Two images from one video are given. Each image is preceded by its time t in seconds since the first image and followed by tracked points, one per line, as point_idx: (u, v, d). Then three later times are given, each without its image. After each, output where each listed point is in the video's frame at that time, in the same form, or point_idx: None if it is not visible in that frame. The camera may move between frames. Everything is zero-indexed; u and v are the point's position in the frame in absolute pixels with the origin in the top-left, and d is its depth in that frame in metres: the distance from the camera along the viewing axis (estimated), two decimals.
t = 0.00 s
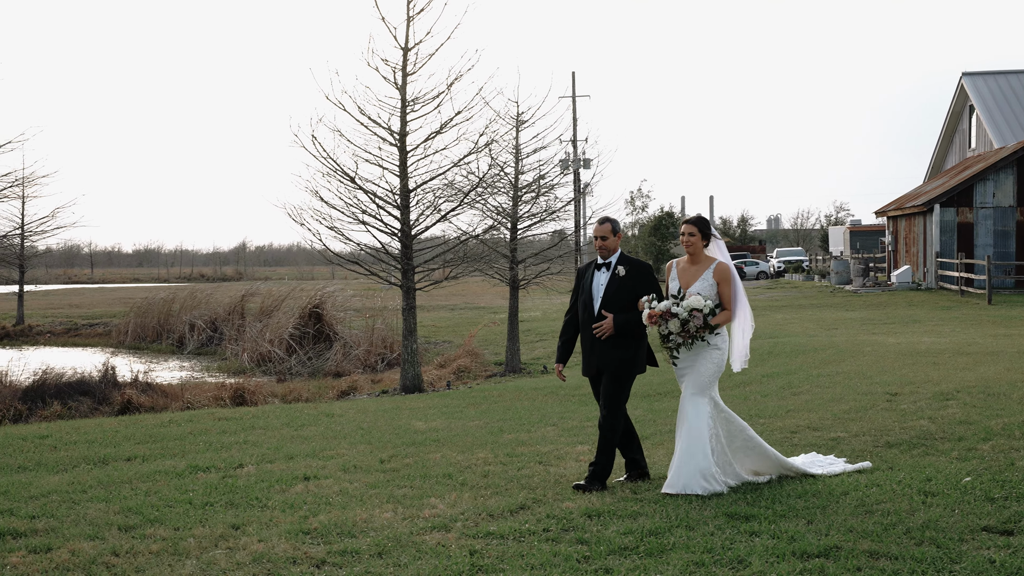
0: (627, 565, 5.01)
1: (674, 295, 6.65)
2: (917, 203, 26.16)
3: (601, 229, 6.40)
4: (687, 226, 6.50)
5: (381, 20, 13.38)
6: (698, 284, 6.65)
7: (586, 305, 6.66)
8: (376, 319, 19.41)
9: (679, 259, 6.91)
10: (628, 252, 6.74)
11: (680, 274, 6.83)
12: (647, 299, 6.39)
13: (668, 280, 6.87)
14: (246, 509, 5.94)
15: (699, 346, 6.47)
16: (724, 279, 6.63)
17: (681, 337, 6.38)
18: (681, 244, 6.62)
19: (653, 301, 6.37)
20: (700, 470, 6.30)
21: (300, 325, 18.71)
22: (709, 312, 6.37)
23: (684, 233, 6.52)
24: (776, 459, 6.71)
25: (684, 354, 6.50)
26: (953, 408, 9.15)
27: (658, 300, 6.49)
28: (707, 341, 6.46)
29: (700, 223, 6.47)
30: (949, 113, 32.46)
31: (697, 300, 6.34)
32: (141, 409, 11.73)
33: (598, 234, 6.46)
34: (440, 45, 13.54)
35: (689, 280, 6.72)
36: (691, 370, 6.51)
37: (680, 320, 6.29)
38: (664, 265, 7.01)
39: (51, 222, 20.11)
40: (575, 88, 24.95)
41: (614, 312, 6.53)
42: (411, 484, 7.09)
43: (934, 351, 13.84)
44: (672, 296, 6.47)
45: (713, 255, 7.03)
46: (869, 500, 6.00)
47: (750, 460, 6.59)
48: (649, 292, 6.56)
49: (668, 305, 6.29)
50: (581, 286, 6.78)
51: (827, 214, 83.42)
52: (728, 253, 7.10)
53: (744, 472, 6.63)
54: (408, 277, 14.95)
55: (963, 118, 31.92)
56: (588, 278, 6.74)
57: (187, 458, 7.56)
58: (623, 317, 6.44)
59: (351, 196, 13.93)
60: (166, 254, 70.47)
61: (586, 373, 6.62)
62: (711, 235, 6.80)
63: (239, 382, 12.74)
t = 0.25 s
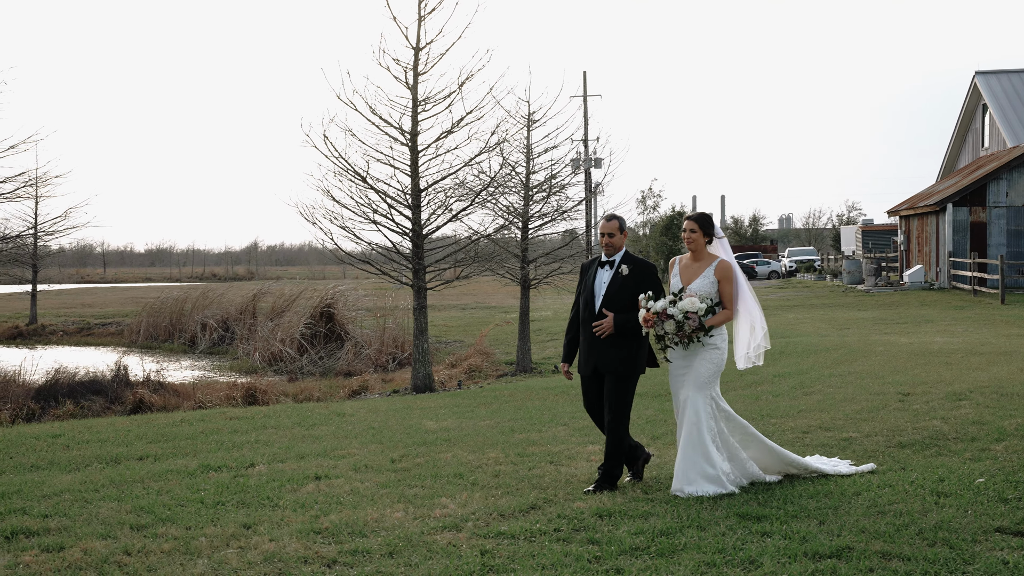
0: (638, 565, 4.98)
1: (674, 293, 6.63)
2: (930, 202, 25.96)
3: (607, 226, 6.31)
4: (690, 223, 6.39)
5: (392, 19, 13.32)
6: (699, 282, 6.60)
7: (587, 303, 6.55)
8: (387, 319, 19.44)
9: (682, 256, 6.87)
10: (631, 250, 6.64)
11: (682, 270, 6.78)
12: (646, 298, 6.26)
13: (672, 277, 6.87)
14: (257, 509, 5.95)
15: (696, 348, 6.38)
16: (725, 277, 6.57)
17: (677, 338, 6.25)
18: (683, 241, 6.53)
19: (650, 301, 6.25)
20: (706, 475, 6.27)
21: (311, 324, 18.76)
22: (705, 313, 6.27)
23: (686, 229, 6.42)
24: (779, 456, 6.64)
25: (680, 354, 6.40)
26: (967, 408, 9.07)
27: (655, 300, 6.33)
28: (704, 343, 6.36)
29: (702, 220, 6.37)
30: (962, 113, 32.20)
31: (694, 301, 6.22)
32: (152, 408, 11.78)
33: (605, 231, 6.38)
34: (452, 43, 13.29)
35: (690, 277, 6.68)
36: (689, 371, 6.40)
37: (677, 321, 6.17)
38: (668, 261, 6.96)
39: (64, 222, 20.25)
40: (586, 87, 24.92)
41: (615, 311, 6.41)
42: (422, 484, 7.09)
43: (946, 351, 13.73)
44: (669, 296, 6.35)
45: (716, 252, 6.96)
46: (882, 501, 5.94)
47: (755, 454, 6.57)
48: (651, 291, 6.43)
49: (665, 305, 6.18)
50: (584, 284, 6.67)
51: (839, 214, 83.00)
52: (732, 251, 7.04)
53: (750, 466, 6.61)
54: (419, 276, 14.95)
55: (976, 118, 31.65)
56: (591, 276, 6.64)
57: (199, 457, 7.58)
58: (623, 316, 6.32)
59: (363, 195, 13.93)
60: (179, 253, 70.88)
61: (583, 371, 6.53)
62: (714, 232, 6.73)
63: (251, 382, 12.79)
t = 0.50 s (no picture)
0: (647, 566, 4.95)
1: (674, 289, 6.54)
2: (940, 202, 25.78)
3: (614, 221, 6.25)
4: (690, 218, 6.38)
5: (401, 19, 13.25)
6: (699, 278, 6.51)
7: (588, 300, 6.45)
8: (397, 318, 19.45)
9: (683, 252, 6.81)
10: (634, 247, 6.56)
11: (683, 267, 6.70)
12: (646, 295, 6.13)
13: (673, 273, 6.79)
14: (267, 508, 5.95)
15: (696, 346, 6.35)
16: (725, 273, 6.49)
17: (676, 336, 6.20)
18: (684, 236, 6.50)
19: (651, 298, 6.12)
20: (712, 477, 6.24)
21: (320, 324, 18.79)
22: (705, 311, 6.22)
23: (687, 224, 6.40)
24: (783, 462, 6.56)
25: (680, 352, 6.37)
26: (978, 409, 8.98)
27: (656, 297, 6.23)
28: (704, 340, 6.32)
29: (702, 216, 6.35)
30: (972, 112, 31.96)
31: (695, 300, 6.15)
32: (162, 408, 11.82)
33: (610, 226, 6.32)
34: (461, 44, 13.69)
35: (691, 273, 6.60)
36: (690, 370, 6.35)
37: (677, 319, 6.10)
38: (670, 258, 6.91)
39: (75, 223, 20.35)
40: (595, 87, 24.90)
41: (615, 309, 6.30)
42: (431, 484, 7.08)
43: (957, 351, 13.62)
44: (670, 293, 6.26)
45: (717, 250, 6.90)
46: (893, 501, 5.89)
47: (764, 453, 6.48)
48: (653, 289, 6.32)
49: (665, 302, 6.07)
50: (586, 281, 6.59)
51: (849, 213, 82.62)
52: (733, 248, 6.97)
53: (759, 464, 6.55)
54: (428, 276, 14.93)
55: (987, 117, 31.41)
56: (593, 273, 6.55)
57: (209, 457, 7.60)
58: (624, 315, 6.22)
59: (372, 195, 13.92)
60: (188, 253, 71.21)
61: (581, 365, 6.43)
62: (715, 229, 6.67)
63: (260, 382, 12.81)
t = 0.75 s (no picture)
0: (661, 568, 4.90)
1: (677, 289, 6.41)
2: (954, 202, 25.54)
3: (620, 220, 6.27)
4: (691, 217, 6.28)
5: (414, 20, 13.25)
6: (702, 279, 6.39)
7: (591, 302, 6.45)
8: (409, 319, 19.47)
9: (685, 252, 6.70)
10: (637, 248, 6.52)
11: (686, 267, 6.58)
12: (649, 295, 6.06)
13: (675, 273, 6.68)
14: (280, 509, 5.96)
15: (701, 348, 6.22)
16: (728, 273, 6.37)
17: (680, 337, 6.11)
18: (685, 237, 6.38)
19: (654, 298, 6.04)
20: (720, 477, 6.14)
21: (333, 325, 18.84)
22: (709, 312, 6.10)
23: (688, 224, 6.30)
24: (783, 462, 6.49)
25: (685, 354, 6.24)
26: (994, 410, 8.87)
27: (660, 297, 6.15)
28: (709, 341, 6.21)
29: (703, 215, 6.25)
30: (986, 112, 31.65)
31: (699, 300, 6.04)
32: (176, 408, 11.88)
33: (617, 225, 6.34)
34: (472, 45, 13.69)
35: (694, 273, 6.48)
36: (697, 372, 6.23)
37: (680, 320, 6.00)
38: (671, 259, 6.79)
39: (90, 224, 20.51)
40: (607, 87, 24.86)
41: (619, 310, 6.29)
42: (444, 484, 7.07)
43: (972, 352, 13.47)
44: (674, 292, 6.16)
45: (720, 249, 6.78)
46: (907, 503, 5.81)
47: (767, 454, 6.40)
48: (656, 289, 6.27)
49: (669, 302, 5.97)
50: (588, 282, 6.59)
51: (862, 213, 82.10)
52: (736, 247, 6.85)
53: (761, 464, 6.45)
54: (440, 277, 14.93)
55: (1002, 116, 31.10)
56: (596, 274, 6.54)
57: (222, 458, 7.62)
58: (626, 316, 6.18)
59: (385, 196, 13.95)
60: (202, 254, 71.69)
61: (582, 364, 6.37)
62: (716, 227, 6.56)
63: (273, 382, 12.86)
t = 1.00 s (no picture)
0: (670, 569, 4.86)
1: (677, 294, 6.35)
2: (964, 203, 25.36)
3: (620, 221, 6.18)
4: (689, 220, 6.11)
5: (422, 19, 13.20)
6: (703, 284, 6.34)
7: (592, 304, 6.39)
8: (417, 319, 19.48)
9: (684, 256, 6.62)
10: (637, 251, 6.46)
11: (685, 272, 6.52)
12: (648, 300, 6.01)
13: (674, 277, 6.62)
14: (290, 509, 5.95)
15: (702, 352, 6.19)
16: (729, 277, 6.32)
17: (679, 341, 6.03)
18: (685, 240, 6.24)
19: (654, 302, 6.00)
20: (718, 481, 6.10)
21: (341, 325, 18.85)
22: (710, 316, 6.05)
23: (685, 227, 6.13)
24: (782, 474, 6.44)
25: (686, 359, 6.19)
26: (1005, 411, 8.79)
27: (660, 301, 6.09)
28: (709, 346, 6.17)
29: (702, 218, 6.10)
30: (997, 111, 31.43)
31: (699, 305, 5.96)
32: (185, 408, 11.91)
33: (618, 227, 6.22)
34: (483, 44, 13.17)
35: (694, 278, 6.42)
36: (699, 375, 6.18)
37: (681, 324, 5.94)
38: (669, 263, 6.70)
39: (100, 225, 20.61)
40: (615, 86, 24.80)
41: (620, 313, 6.24)
42: (453, 485, 7.06)
43: (982, 353, 13.36)
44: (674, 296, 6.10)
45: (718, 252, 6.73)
46: (917, 504, 5.76)
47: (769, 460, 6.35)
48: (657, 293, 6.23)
49: (669, 307, 5.91)
50: (588, 283, 6.51)
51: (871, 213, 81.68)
52: (734, 250, 6.79)
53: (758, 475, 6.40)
54: (449, 277, 14.90)
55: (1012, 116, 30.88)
56: (596, 276, 6.48)
57: (231, 458, 7.62)
58: (627, 318, 6.14)
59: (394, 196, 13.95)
60: (211, 253, 71.98)
61: (585, 367, 6.31)
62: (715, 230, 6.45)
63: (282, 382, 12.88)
